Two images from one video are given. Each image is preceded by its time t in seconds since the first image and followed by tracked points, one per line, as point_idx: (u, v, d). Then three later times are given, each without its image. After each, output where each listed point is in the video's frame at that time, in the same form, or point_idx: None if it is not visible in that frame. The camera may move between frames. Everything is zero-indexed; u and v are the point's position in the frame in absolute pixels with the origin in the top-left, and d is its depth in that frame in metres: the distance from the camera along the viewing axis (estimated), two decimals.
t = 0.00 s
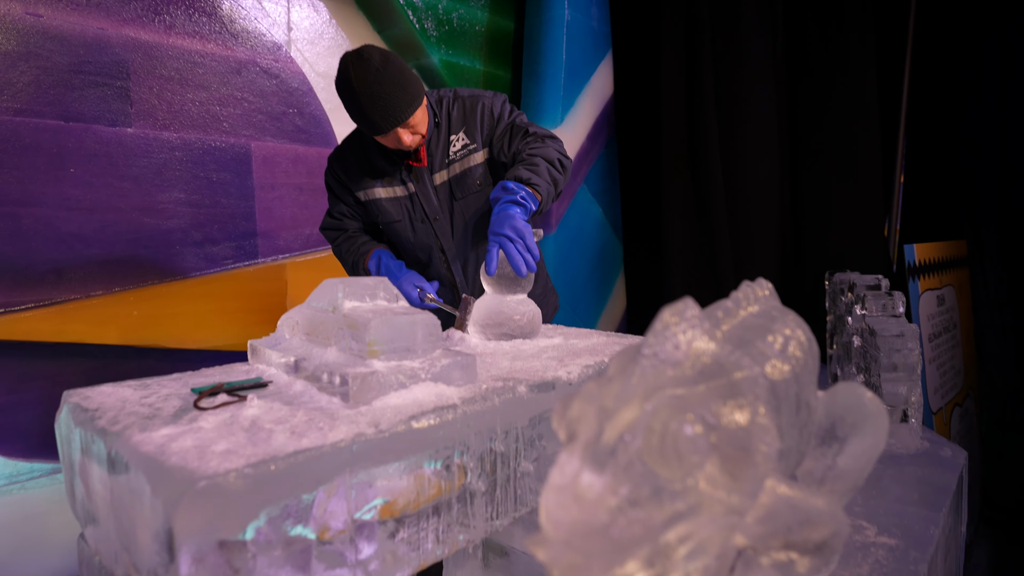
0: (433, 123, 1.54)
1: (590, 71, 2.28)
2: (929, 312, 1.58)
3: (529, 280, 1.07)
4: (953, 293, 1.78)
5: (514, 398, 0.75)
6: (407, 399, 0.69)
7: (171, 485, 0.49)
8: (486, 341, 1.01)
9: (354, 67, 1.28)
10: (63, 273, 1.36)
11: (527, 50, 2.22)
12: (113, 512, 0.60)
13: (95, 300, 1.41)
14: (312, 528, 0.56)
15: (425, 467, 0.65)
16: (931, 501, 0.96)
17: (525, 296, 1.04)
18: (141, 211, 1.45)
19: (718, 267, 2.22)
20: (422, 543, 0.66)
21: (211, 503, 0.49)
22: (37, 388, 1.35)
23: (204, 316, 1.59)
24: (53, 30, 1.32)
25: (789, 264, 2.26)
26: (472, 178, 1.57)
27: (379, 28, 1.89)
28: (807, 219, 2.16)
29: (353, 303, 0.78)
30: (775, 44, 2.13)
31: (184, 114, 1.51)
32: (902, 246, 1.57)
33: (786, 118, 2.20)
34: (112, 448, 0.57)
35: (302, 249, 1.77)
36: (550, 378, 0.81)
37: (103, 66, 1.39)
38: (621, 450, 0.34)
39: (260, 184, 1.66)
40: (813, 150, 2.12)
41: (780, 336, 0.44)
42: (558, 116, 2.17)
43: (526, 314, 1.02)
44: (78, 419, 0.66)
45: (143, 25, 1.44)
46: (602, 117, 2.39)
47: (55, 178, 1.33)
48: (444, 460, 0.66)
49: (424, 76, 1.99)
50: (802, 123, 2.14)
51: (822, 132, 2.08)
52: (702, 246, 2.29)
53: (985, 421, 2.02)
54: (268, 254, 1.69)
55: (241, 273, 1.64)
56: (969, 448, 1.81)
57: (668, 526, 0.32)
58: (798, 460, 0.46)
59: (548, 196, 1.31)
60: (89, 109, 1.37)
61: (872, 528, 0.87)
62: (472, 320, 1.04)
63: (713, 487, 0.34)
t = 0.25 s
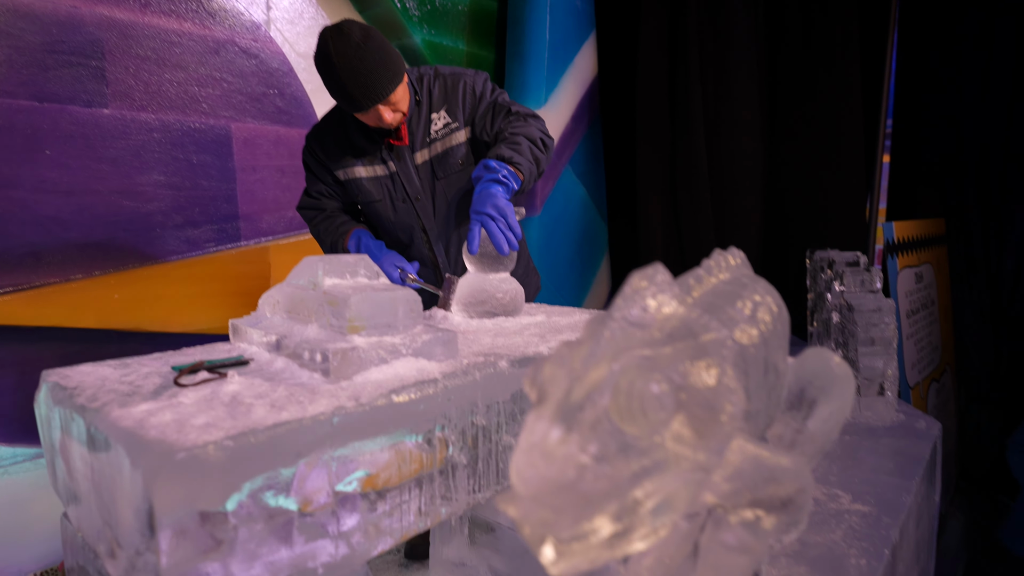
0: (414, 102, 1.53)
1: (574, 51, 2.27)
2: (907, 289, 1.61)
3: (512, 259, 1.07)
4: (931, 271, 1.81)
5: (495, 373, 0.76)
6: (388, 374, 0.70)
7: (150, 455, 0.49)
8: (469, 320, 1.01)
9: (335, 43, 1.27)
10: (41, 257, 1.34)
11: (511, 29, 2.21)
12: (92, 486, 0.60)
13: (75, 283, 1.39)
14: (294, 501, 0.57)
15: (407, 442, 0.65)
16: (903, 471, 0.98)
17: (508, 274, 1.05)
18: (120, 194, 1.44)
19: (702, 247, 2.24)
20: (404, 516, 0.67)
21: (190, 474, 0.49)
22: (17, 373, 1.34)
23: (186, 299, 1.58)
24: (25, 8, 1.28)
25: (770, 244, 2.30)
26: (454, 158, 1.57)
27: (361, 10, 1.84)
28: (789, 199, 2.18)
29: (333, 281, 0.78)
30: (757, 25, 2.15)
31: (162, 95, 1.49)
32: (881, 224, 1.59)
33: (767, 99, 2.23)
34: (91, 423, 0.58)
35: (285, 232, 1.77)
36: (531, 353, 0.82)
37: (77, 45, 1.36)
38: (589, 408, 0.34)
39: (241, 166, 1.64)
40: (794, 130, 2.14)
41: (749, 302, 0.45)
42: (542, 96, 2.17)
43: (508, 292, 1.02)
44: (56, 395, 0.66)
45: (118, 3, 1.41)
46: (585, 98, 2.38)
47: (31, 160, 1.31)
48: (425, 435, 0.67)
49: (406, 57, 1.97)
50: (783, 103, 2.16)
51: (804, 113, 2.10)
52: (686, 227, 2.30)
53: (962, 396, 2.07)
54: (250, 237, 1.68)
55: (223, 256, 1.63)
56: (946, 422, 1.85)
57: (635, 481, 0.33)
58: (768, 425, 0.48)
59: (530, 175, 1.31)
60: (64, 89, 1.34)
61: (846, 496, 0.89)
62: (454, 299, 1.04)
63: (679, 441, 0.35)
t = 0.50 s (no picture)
0: (396, 78, 1.52)
1: (561, 28, 2.25)
2: (889, 266, 1.62)
3: (494, 236, 1.08)
4: (914, 249, 1.83)
5: (473, 347, 0.76)
6: (364, 348, 0.70)
7: (123, 426, 0.50)
8: (451, 297, 1.02)
9: (315, 17, 1.26)
10: (23, 238, 1.33)
11: (498, 5, 2.20)
12: (71, 459, 0.61)
13: (59, 264, 1.39)
14: (271, 471, 0.58)
15: (384, 414, 0.66)
16: (879, 442, 1.00)
17: (490, 251, 1.05)
18: (101, 174, 1.43)
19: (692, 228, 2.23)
20: (383, 487, 0.68)
21: (164, 444, 0.50)
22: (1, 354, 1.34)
23: (171, 280, 1.58)
24: None
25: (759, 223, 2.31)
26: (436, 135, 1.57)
27: None
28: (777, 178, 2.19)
29: (312, 258, 0.79)
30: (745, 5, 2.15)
31: (141, 73, 1.48)
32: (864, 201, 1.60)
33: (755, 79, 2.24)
34: (68, 396, 0.58)
35: (270, 212, 1.76)
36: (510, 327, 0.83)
37: (53, 22, 1.34)
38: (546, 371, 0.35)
39: (224, 145, 1.63)
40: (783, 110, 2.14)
41: (712, 271, 0.46)
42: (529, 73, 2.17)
43: (490, 269, 1.02)
44: (34, 371, 0.67)
45: None
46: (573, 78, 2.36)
47: (8, 139, 1.29)
48: (402, 407, 0.68)
49: (391, 35, 1.95)
50: (772, 83, 2.16)
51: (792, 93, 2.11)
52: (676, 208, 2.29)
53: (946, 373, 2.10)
54: (235, 217, 1.68)
55: (208, 236, 1.63)
56: (928, 397, 1.88)
57: (593, 443, 0.34)
58: (731, 391, 0.49)
59: (511, 152, 1.31)
60: (41, 68, 1.33)
61: (821, 466, 0.91)
62: (437, 276, 1.05)
63: (637, 402, 0.36)
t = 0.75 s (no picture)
0: (384, 62, 1.51)
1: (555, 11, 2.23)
2: (881, 250, 1.63)
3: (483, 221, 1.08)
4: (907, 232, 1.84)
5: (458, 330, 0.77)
6: (350, 333, 0.71)
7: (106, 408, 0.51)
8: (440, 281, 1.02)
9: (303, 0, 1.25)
10: (14, 226, 1.33)
11: None
12: (60, 442, 0.62)
13: (51, 251, 1.39)
14: (256, 454, 0.59)
15: (369, 398, 0.67)
16: (864, 422, 1.01)
17: (479, 236, 1.06)
18: (92, 160, 1.42)
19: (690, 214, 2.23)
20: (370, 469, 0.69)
21: (147, 425, 0.51)
22: None
23: (164, 266, 1.59)
24: None
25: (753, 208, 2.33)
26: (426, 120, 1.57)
27: None
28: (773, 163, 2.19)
29: (298, 243, 0.79)
30: None
31: (130, 59, 1.47)
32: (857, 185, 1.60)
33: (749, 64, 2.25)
34: (54, 380, 0.59)
35: (262, 198, 1.77)
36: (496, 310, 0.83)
37: (39, 8, 1.33)
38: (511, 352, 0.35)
39: (215, 131, 1.63)
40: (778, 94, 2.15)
41: (685, 253, 0.47)
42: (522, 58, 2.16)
43: (479, 254, 1.03)
44: (23, 356, 0.68)
45: None
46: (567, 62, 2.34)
47: None
48: (387, 391, 0.69)
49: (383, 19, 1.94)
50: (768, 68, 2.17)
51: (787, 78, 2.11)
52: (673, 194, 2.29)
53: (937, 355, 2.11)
54: (227, 203, 1.68)
55: (200, 223, 1.63)
56: (919, 380, 1.90)
57: (561, 423, 0.35)
58: (705, 371, 0.50)
59: (500, 138, 1.31)
60: (28, 54, 1.32)
61: (805, 447, 0.92)
62: (426, 261, 1.05)
63: (601, 379, 0.36)
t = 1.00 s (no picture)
0: (384, 54, 1.52)
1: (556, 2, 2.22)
2: (880, 242, 1.63)
3: (480, 212, 1.09)
4: (908, 224, 1.83)
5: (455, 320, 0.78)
6: (347, 322, 0.72)
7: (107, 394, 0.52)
8: (437, 272, 1.03)
9: None
10: (18, 217, 1.35)
11: None
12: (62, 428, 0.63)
13: (54, 242, 1.41)
14: (254, 439, 0.60)
15: (366, 386, 0.68)
16: (858, 413, 1.02)
17: (476, 228, 1.07)
18: (94, 151, 1.44)
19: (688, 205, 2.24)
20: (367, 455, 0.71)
21: (147, 411, 0.52)
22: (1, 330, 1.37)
23: (166, 257, 1.60)
24: None
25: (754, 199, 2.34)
26: (426, 112, 1.57)
27: None
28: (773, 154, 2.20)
29: (297, 234, 0.80)
30: None
31: (132, 50, 1.48)
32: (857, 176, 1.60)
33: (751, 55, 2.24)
34: (57, 367, 0.60)
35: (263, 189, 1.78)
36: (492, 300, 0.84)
37: None
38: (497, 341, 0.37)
39: (216, 123, 1.64)
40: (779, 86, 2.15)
41: (672, 244, 0.47)
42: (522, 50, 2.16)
43: (476, 245, 1.04)
44: (26, 344, 0.69)
45: None
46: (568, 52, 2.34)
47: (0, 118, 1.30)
48: (384, 379, 0.70)
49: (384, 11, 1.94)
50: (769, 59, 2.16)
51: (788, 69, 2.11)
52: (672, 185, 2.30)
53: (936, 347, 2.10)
54: (229, 194, 1.69)
55: (201, 214, 1.64)
56: (918, 371, 1.90)
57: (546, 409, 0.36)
58: (692, 359, 0.51)
59: (499, 130, 1.32)
60: (30, 46, 1.33)
61: (798, 436, 0.93)
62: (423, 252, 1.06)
63: (585, 365, 0.37)
